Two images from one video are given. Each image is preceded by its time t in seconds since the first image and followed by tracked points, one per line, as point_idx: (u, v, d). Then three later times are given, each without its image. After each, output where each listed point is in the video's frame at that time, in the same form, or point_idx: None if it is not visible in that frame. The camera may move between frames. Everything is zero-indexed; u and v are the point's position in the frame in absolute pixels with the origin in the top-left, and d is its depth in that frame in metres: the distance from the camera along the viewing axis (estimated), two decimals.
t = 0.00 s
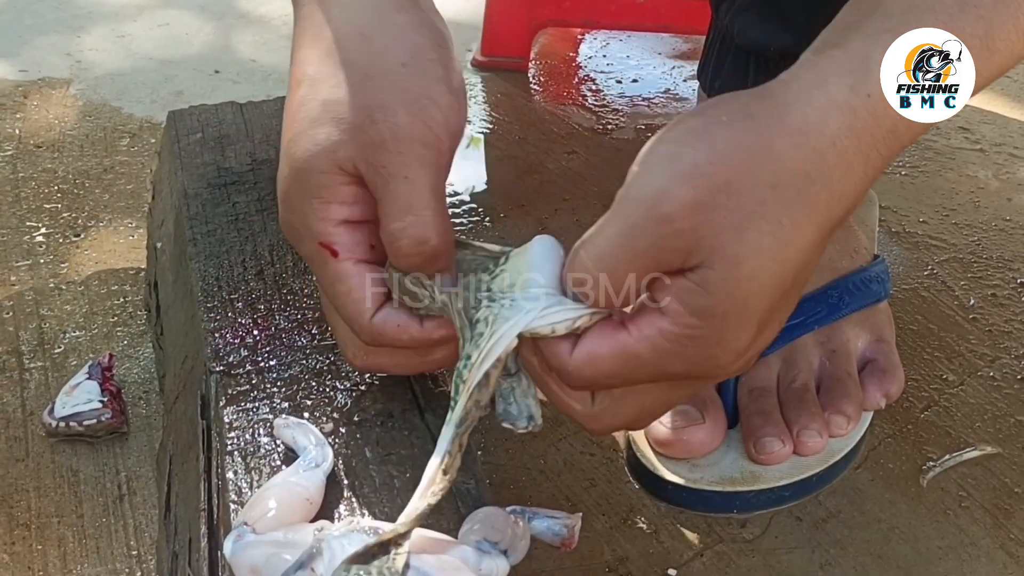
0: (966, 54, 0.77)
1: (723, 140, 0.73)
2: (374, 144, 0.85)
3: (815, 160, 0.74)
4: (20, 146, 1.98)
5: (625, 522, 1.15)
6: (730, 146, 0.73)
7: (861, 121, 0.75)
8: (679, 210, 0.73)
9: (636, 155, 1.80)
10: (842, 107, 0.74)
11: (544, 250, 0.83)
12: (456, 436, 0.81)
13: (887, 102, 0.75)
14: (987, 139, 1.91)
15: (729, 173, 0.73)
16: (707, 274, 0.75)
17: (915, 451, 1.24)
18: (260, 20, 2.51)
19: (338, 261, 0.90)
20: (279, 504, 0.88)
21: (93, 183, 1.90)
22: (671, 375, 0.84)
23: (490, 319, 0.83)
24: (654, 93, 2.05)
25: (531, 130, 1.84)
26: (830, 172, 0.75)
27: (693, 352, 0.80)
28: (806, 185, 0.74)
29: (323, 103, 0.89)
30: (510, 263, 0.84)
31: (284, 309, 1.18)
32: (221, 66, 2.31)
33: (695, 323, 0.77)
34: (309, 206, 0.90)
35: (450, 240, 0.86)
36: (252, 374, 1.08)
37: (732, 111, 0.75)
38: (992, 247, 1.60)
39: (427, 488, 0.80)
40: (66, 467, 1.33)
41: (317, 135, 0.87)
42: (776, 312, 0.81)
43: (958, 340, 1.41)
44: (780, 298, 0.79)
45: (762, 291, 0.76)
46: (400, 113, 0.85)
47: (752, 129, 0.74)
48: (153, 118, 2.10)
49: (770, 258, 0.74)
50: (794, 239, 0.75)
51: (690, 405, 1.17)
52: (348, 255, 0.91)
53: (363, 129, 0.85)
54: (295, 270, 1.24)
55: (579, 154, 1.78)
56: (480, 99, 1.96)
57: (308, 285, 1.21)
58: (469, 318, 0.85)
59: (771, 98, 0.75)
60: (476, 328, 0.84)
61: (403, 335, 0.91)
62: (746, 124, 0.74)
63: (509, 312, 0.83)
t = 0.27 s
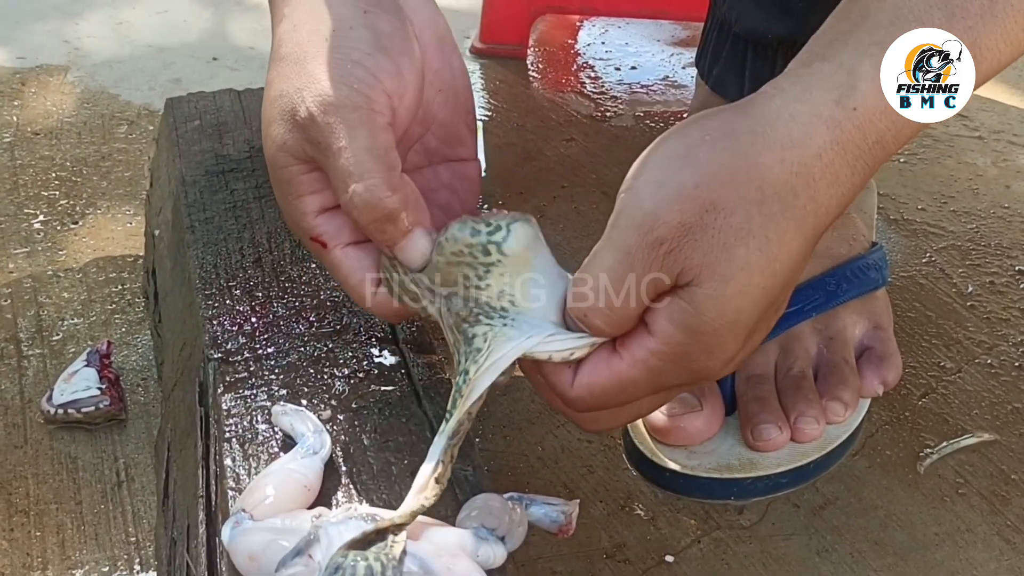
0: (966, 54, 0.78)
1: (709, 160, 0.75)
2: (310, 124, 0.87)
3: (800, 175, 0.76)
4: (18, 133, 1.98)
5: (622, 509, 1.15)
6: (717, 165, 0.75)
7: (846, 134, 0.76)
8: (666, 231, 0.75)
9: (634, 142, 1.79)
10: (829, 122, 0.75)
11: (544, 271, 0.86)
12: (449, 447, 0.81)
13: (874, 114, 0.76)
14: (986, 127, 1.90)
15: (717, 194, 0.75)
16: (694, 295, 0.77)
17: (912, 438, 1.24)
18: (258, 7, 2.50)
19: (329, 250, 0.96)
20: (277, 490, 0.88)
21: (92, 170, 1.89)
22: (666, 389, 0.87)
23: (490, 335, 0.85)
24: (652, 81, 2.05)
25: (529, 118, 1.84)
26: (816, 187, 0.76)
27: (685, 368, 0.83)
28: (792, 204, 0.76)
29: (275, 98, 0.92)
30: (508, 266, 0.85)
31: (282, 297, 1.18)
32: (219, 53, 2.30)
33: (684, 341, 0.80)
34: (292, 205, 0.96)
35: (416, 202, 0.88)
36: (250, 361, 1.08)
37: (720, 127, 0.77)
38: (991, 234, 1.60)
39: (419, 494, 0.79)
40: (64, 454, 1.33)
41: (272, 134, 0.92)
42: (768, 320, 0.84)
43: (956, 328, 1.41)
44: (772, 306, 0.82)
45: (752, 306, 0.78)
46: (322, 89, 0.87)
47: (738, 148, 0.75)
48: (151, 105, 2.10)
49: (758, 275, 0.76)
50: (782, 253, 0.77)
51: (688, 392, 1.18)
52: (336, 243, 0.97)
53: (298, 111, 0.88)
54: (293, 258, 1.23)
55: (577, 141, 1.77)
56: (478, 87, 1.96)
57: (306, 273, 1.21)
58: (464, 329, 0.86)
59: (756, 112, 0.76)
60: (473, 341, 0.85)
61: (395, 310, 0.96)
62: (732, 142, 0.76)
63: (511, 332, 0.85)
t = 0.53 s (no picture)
0: (966, 53, 0.80)
1: (715, 161, 0.76)
2: (312, 113, 0.87)
3: (806, 176, 0.77)
4: (17, 122, 1.98)
5: (622, 497, 1.15)
6: (724, 167, 0.76)
7: (850, 136, 0.78)
8: (673, 231, 0.76)
9: (634, 130, 1.79)
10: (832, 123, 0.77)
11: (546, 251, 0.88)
12: (454, 443, 0.84)
13: (875, 114, 0.78)
14: (987, 115, 1.90)
15: (725, 197, 0.76)
16: (703, 297, 0.79)
17: (911, 427, 1.25)
18: None
19: (335, 245, 0.97)
20: (277, 479, 0.88)
21: (91, 158, 1.89)
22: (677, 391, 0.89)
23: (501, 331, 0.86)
24: (652, 69, 2.04)
25: (528, 107, 1.84)
26: (823, 188, 0.78)
27: (696, 370, 0.84)
28: (800, 205, 0.77)
29: (276, 88, 0.92)
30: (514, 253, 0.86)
31: (281, 286, 1.18)
32: (218, 41, 2.29)
33: (696, 344, 0.82)
34: (298, 199, 0.97)
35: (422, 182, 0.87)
36: (249, 350, 1.08)
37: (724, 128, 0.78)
38: (991, 223, 1.59)
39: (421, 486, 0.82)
40: (64, 442, 1.33)
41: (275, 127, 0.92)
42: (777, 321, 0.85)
43: (955, 316, 1.41)
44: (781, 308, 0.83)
45: (761, 308, 0.80)
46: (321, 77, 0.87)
47: (743, 149, 0.77)
48: (150, 93, 2.09)
49: (768, 277, 0.78)
50: (790, 254, 0.78)
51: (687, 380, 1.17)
52: (343, 238, 0.97)
53: (299, 101, 0.88)
54: (292, 247, 1.23)
55: (576, 130, 1.77)
56: (478, 75, 1.96)
57: (305, 262, 1.21)
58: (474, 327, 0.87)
59: (759, 113, 0.78)
60: (482, 339, 0.87)
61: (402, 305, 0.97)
62: (738, 144, 0.77)
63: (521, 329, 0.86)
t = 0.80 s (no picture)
0: (965, 54, 0.81)
1: (698, 145, 0.77)
2: (390, 90, 0.86)
3: (791, 158, 0.77)
4: (18, 112, 1.97)
5: (625, 488, 1.15)
6: (707, 150, 0.77)
7: (840, 120, 0.77)
8: (654, 211, 0.76)
9: (636, 121, 1.78)
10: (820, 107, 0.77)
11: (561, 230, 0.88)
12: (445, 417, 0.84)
13: (865, 99, 0.77)
14: (989, 106, 1.89)
15: (707, 178, 0.76)
16: (686, 277, 0.78)
17: (913, 417, 1.25)
18: None
19: (364, 243, 0.95)
20: (280, 469, 0.88)
21: (93, 149, 1.89)
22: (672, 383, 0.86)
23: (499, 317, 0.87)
24: (654, 60, 2.03)
25: (530, 98, 1.84)
26: (811, 170, 0.77)
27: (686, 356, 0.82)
28: (786, 187, 0.77)
29: (321, 74, 0.89)
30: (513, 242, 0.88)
31: (284, 276, 1.17)
32: (219, 32, 2.29)
33: (683, 327, 0.80)
34: (334, 190, 0.93)
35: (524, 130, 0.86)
36: (252, 341, 1.08)
37: (711, 115, 0.79)
38: (993, 214, 1.59)
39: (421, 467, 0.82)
40: (67, 433, 1.33)
41: (326, 111, 0.89)
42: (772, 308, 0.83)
43: (958, 307, 1.41)
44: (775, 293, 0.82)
45: (749, 289, 0.78)
46: (393, 53, 0.86)
47: (729, 134, 0.77)
48: (152, 84, 2.09)
49: (751, 256, 0.77)
50: (777, 235, 0.77)
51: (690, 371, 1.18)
52: (372, 238, 0.96)
53: (370, 81, 0.86)
54: (295, 238, 1.23)
55: (578, 120, 1.77)
56: (479, 65, 1.96)
57: (308, 253, 1.21)
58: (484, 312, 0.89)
59: (746, 101, 0.79)
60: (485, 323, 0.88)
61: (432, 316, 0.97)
62: (722, 128, 0.78)
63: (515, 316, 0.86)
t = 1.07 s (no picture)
0: (966, 54, 0.79)
1: (664, 131, 0.75)
2: (394, 111, 0.85)
3: (758, 136, 0.73)
4: (19, 107, 1.97)
5: (626, 483, 1.16)
6: (673, 134, 0.74)
7: (810, 102, 0.74)
8: (619, 194, 0.74)
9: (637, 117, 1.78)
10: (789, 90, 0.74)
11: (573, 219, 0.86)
12: (446, 375, 0.85)
13: (837, 80, 0.74)
14: (990, 102, 1.89)
15: (670, 158, 0.73)
16: (649, 257, 0.74)
17: (914, 413, 1.25)
18: None
19: (384, 241, 0.95)
20: (281, 465, 0.88)
21: (94, 145, 1.89)
22: (649, 373, 0.80)
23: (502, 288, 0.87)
24: (655, 55, 2.03)
25: (531, 93, 1.83)
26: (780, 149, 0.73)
27: (655, 341, 0.77)
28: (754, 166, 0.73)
29: (325, 87, 0.87)
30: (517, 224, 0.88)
31: (285, 272, 1.17)
32: (220, 27, 2.28)
33: (649, 308, 0.75)
34: (342, 198, 0.92)
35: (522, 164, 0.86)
36: (254, 336, 1.08)
37: (683, 104, 0.76)
38: (994, 209, 1.59)
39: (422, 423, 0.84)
40: (68, 429, 1.33)
41: (327, 125, 0.87)
42: (754, 294, 0.77)
43: (959, 303, 1.41)
44: (755, 276, 0.76)
45: (719, 268, 0.73)
46: (400, 71, 0.85)
47: (697, 117, 0.74)
48: (152, 79, 2.09)
49: (717, 233, 0.72)
50: (744, 213, 0.73)
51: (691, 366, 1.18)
52: (390, 232, 0.95)
53: (376, 100, 0.85)
54: (296, 234, 1.23)
55: (579, 116, 1.76)
56: (480, 61, 1.95)
57: (309, 249, 1.21)
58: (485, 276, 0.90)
59: (714, 91, 0.76)
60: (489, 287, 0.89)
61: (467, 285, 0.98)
62: (689, 112, 0.75)
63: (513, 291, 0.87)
